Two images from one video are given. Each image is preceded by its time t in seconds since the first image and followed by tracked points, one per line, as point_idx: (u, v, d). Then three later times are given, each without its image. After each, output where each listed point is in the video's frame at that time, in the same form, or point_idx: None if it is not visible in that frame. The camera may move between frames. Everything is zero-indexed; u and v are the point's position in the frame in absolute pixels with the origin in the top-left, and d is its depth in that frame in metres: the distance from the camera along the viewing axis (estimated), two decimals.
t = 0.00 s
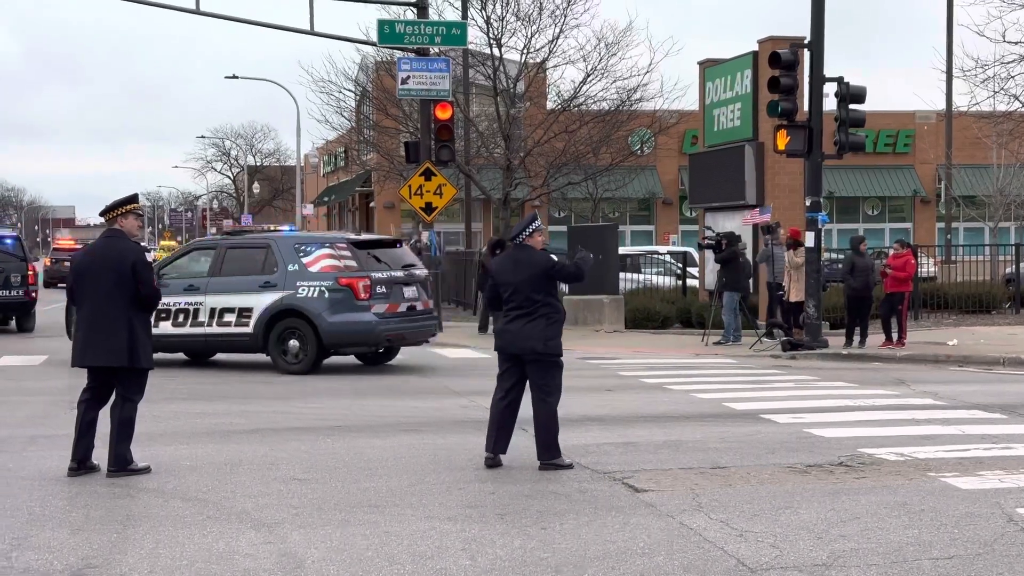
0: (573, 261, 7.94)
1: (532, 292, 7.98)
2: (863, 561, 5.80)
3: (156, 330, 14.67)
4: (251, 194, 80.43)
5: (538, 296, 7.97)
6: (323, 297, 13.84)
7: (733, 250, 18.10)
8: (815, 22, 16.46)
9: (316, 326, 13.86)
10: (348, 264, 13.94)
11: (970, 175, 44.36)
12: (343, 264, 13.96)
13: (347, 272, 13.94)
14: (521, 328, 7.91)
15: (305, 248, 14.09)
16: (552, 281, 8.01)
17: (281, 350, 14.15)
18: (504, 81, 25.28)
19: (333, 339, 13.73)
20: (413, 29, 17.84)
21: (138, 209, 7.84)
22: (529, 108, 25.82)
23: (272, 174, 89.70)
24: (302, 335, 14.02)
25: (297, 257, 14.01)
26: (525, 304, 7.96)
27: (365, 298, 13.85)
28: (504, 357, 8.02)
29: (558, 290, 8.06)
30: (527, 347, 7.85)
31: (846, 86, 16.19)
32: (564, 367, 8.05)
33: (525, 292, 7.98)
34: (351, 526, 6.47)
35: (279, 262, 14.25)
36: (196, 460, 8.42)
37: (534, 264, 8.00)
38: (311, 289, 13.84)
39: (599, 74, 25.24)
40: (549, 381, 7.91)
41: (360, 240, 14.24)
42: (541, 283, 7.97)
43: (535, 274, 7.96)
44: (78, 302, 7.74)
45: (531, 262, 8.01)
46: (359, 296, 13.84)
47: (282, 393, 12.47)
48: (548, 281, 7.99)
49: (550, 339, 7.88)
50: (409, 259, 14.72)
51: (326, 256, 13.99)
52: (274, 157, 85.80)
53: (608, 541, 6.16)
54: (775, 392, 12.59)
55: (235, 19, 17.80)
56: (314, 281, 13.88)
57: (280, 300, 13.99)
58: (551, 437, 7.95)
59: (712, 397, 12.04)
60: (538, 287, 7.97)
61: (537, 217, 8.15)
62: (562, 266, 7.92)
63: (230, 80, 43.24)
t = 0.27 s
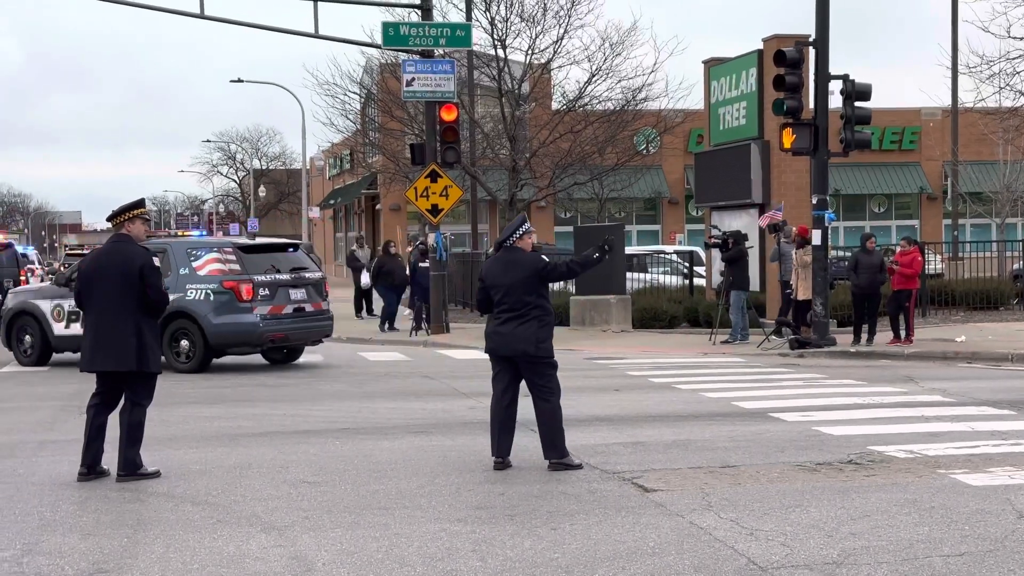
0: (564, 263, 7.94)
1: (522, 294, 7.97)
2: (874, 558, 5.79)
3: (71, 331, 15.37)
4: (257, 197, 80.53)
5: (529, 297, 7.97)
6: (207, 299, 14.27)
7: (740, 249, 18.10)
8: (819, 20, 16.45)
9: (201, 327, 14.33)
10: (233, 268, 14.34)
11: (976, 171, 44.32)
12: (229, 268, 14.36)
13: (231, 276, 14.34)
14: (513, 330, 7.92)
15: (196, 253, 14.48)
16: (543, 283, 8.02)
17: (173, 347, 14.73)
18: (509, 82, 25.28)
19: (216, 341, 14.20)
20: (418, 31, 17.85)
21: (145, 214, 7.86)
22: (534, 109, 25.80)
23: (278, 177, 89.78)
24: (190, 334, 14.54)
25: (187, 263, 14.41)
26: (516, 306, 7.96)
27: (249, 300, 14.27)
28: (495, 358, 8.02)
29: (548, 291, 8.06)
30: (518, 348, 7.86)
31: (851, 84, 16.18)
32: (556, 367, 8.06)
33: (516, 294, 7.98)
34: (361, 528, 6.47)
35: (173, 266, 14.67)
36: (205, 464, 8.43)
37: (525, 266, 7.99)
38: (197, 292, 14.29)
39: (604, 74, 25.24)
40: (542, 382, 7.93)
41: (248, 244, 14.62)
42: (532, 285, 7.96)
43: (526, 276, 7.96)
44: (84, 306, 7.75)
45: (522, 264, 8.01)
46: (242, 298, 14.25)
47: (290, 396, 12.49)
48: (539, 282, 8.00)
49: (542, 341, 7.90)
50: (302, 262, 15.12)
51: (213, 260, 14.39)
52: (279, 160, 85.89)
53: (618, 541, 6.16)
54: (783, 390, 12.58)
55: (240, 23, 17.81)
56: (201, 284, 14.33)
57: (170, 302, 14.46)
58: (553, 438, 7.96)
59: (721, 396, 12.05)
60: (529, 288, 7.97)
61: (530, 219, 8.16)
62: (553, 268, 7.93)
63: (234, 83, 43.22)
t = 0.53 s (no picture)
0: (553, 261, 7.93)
1: (513, 293, 7.96)
2: (876, 555, 5.79)
3: None
4: (258, 198, 80.52)
5: (520, 296, 7.96)
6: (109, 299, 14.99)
7: (741, 246, 18.05)
8: (819, 17, 16.44)
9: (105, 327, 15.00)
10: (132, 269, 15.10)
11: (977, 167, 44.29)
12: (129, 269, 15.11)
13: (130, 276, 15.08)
14: (505, 330, 7.91)
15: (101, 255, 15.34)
16: (533, 281, 8.01)
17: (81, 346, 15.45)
18: (509, 81, 25.27)
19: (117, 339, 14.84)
20: (417, 31, 17.84)
21: (145, 215, 7.85)
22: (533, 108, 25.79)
23: (279, 178, 89.77)
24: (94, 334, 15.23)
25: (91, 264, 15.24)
26: (507, 305, 7.95)
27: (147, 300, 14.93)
28: (487, 358, 8.02)
29: (539, 289, 8.06)
30: (512, 348, 7.86)
31: (851, 80, 16.17)
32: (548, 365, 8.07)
33: (507, 293, 7.96)
34: (364, 528, 6.48)
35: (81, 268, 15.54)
36: (207, 465, 8.43)
37: (515, 264, 7.97)
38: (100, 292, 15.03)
39: (603, 72, 25.24)
40: (535, 381, 7.94)
41: (153, 248, 15.36)
42: (522, 284, 7.95)
43: (516, 275, 7.94)
44: (84, 308, 7.74)
45: (512, 264, 7.99)
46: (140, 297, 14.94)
47: (292, 397, 12.49)
48: (529, 281, 7.98)
49: (535, 340, 7.91)
50: (211, 267, 15.79)
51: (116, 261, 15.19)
52: (280, 160, 85.90)
53: (620, 539, 6.16)
54: (785, 388, 12.58)
55: (239, 25, 17.80)
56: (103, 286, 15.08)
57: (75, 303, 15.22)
58: (550, 435, 7.98)
59: (723, 394, 12.05)
60: (519, 287, 7.95)
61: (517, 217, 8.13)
62: (542, 267, 7.92)
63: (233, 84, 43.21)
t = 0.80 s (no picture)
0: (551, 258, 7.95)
1: (510, 291, 7.96)
2: (878, 551, 5.79)
3: None
4: (258, 198, 80.50)
5: (517, 294, 7.96)
6: (31, 301, 15.81)
7: (741, 243, 18.04)
8: (818, 14, 16.43)
9: (27, 325, 15.88)
10: (52, 272, 15.86)
11: (977, 163, 44.32)
12: (50, 272, 15.88)
13: (51, 278, 15.85)
14: (503, 328, 7.90)
15: (28, 259, 15.99)
16: (531, 279, 8.02)
17: (7, 343, 16.33)
18: (508, 80, 25.27)
19: (37, 339, 15.75)
20: (416, 30, 17.84)
21: (145, 216, 7.85)
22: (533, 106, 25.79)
23: (279, 178, 89.76)
24: (19, 331, 16.12)
25: (20, 267, 15.91)
26: (505, 303, 7.94)
27: (65, 301, 15.78)
28: (485, 357, 8.01)
29: (536, 288, 8.07)
30: (511, 346, 7.85)
31: (851, 77, 16.16)
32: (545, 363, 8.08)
33: (505, 291, 7.96)
34: (365, 527, 6.48)
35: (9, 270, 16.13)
36: (208, 465, 8.43)
37: (512, 262, 7.98)
38: (24, 294, 15.82)
39: (603, 70, 25.23)
40: (533, 378, 7.95)
41: (74, 251, 16.13)
42: (519, 282, 7.96)
43: (514, 273, 7.95)
44: (84, 309, 7.74)
45: (510, 262, 8.00)
46: (58, 299, 15.77)
47: (292, 397, 12.48)
48: (526, 279, 7.99)
49: (533, 337, 7.90)
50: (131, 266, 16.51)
51: (39, 264, 15.91)
52: (280, 161, 85.90)
53: (622, 537, 6.16)
54: (787, 384, 12.57)
55: (238, 25, 17.79)
56: (28, 288, 15.84)
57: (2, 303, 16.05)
58: (546, 434, 7.99)
59: (724, 391, 12.05)
60: (517, 285, 7.96)
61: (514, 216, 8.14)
62: (541, 264, 7.93)
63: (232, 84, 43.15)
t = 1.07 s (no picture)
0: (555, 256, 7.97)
1: (514, 288, 7.96)
2: (876, 547, 5.80)
3: None
4: (255, 197, 80.48)
5: (521, 291, 7.96)
6: None
7: (738, 240, 18.06)
8: (814, 11, 16.44)
9: None
10: None
11: (974, 160, 44.38)
12: None
13: None
14: (507, 325, 7.90)
15: None
16: (533, 277, 8.03)
17: None
18: (505, 78, 25.25)
19: None
20: (413, 28, 17.83)
21: (142, 215, 7.85)
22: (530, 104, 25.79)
23: (276, 177, 89.74)
24: None
25: None
26: (509, 300, 7.93)
27: None
28: (486, 354, 7.99)
29: (538, 285, 8.08)
30: (515, 344, 7.86)
31: (848, 73, 16.17)
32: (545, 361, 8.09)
33: (508, 288, 7.95)
34: (364, 525, 6.49)
35: None
36: (206, 465, 8.42)
37: (517, 259, 7.97)
38: None
39: (600, 68, 25.23)
40: (535, 375, 7.96)
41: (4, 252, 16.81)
42: (524, 279, 7.96)
43: (518, 270, 7.95)
44: (82, 308, 7.74)
45: (514, 259, 7.99)
46: None
47: (290, 395, 12.48)
48: (529, 277, 8.00)
49: (536, 335, 7.92)
50: (60, 268, 17.18)
51: None
52: (277, 159, 85.91)
53: (620, 534, 6.16)
54: (785, 382, 12.58)
55: (235, 24, 17.78)
56: None
57: None
58: (545, 431, 8.01)
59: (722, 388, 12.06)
60: (521, 282, 7.96)
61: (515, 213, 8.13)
62: (545, 261, 7.94)
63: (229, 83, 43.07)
